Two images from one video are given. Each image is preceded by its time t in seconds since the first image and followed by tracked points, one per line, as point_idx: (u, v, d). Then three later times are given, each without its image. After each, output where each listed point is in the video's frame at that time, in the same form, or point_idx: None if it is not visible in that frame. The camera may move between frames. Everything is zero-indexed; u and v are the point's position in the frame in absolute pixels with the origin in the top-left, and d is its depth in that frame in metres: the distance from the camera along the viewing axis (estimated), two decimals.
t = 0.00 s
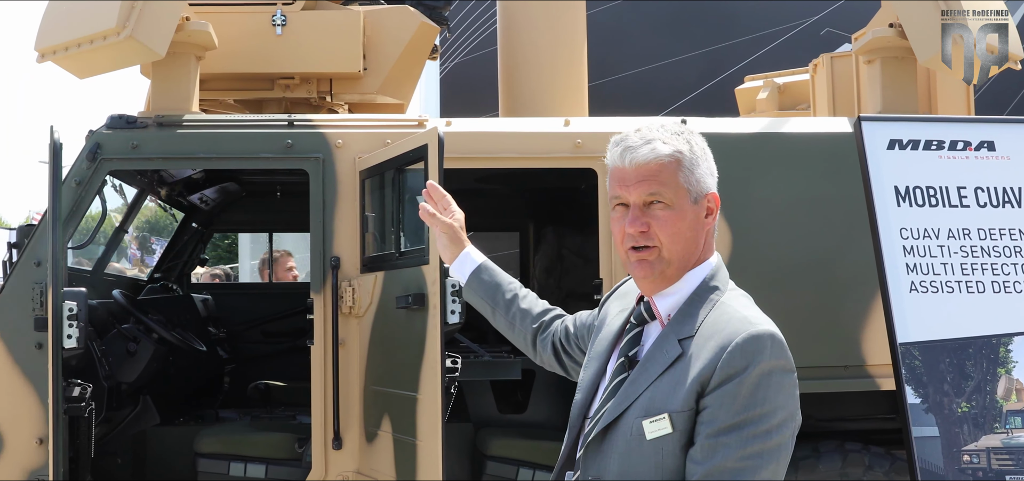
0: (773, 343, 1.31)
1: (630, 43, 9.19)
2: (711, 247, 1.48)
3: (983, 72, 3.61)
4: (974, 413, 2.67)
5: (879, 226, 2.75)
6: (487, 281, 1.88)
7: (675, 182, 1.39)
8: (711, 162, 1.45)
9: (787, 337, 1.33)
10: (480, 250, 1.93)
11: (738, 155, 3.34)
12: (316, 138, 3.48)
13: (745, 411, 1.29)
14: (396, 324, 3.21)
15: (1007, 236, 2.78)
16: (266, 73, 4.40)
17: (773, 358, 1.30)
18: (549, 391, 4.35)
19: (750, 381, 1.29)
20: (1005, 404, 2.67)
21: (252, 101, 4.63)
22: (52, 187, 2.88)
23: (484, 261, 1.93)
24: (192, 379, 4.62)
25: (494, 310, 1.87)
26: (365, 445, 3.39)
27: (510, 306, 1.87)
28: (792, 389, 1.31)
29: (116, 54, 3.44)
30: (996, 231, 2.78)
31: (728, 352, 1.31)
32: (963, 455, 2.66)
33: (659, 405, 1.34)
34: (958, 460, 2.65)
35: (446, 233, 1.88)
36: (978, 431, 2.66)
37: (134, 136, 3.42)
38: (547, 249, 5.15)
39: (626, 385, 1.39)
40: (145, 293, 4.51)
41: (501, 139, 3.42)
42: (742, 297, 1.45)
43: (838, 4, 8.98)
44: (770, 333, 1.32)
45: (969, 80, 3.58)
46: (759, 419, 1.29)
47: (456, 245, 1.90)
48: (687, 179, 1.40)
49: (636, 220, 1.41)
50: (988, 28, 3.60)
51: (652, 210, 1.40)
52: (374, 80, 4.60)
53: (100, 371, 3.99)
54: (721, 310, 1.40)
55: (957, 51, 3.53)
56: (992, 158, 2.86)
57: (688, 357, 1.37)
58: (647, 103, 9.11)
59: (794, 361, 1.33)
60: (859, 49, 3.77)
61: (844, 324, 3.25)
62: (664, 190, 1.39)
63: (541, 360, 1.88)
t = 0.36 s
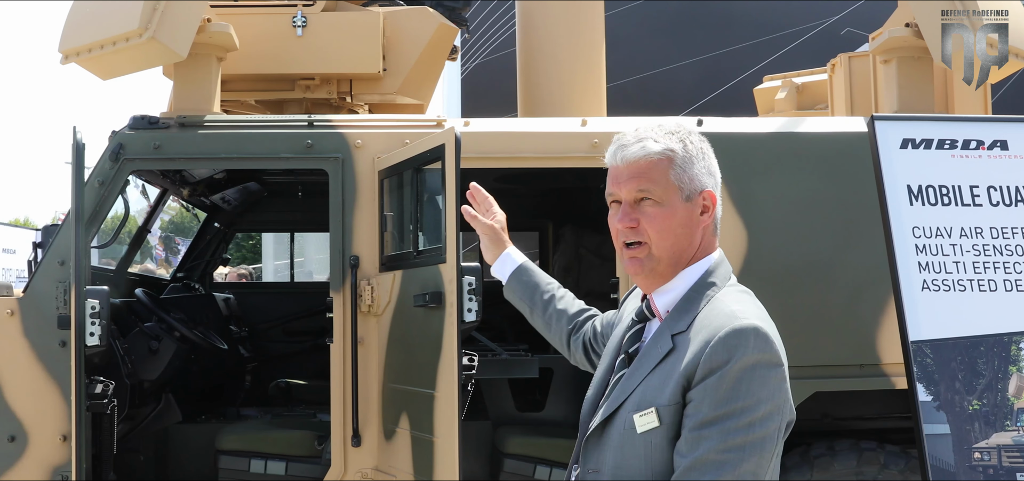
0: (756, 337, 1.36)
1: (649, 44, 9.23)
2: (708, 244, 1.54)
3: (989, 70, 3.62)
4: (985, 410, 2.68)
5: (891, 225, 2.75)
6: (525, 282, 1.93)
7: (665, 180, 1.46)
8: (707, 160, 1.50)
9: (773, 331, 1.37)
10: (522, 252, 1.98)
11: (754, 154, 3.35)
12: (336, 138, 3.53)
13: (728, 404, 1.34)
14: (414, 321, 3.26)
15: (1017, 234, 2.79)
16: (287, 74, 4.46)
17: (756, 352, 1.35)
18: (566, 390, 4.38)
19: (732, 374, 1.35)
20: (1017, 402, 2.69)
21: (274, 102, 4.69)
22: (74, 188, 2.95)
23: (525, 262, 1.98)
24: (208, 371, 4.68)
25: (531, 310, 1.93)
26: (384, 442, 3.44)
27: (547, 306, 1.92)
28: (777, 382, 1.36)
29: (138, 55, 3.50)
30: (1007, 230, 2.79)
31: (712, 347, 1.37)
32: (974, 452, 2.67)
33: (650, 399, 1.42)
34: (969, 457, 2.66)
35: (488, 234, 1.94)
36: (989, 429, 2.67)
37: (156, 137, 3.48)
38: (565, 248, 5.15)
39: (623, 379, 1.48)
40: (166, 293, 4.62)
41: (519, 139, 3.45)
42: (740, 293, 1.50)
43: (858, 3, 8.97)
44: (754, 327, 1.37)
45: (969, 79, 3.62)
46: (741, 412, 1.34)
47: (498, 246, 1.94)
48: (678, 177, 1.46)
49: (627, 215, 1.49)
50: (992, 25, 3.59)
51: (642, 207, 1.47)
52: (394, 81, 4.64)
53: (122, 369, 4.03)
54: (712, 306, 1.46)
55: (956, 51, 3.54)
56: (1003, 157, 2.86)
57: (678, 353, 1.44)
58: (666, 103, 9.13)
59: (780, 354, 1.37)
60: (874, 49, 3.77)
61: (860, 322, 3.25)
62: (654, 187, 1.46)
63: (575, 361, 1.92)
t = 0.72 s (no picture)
0: (754, 333, 1.38)
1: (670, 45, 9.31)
2: (711, 241, 1.57)
3: (990, 69, 3.61)
4: (994, 408, 2.69)
5: (902, 224, 2.76)
6: (542, 269, 2.01)
7: (670, 178, 1.48)
8: (713, 159, 1.52)
9: (770, 327, 1.40)
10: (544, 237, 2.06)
11: (770, 153, 3.36)
12: (354, 138, 3.57)
13: (725, 398, 1.37)
14: (430, 320, 3.29)
15: None
16: (307, 75, 4.51)
17: (753, 347, 1.38)
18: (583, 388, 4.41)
19: (730, 369, 1.37)
20: None
21: (294, 103, 4.74)
22: (96, 187, 3.00)
23: (546, 248, 2.06)
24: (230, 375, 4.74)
25: (547, 296, 2.01)
26: (401, 439, 3.48)
27: (562, 294, 1.99)
28: (774, 377, 1.38)
29: (159, 56, 3.56)
30: (1018, 229, 2.79)
31: (710, 342, 1.40)
32: (984, 449, 2.68)
33: (650, 394, 1.45)
34: (978, 454, 2.67)
35: (510, 222, 2.02)
36: (999, 426, 2.68)
37: (176, 138, 3.54)
38: (582, 247, 5.22)
39: (625, 374, 1.51)
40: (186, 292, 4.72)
41: (535, 139, 3.48)
42: (740, 289, 1.53)
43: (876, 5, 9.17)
44: (752, 323, 1.39)
45: (968, 79, 3.62)
46: (739, 406, 1.36)
47: (519, 233, 2.03)
48: (683, 176, 1.48)
49: (632, 213, 1.51)
50: (992, 25, 3.53)
51: (647, 204, 1.50)
52: (412, 82, 4.69)
53: (143, 367, 4.08)
54: (712, 302, 1.49)
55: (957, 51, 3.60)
56: (1015, 156, 2.85)
57: (678, 348, 1.47)
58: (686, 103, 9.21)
59: (777, 349, 1.39)
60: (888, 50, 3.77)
61: (875, 321, 3.25)
62: (659, 185, 1.48)
63: (587, 349, 1.99)
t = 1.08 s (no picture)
0: (770, 333, 1.41)
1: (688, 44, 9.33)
2: (716, 243, 1.59)
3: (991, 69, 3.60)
4: (1002, 407, 2.70)
5: (910, 224, 2.76)
6: (528, 269, 2.04)
7: (680, 184, 1.50)
8: (718, 163, 1.54)
9: (785, 327, 1.42)
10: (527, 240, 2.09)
11: (784, 153, 3.37)
12: (370, 139, 3.62)
13: (744, 398, 1.39)
14: (445, 318, 3.33)
15: None
16: (324, 76, 4.56)
17: (770, 347, 1.40)
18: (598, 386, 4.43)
19: (748, 369, 1.39)
20: None
21: (312, 103, 4.80)
22: (114, 189, 3.07)
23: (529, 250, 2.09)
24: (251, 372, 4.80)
25: (535, 296, 2.03)
26: (417, 436, 3.51)
27: (550, 293, 2.03)
28: (790, 376, 1.40)
29: (177, 58, 3.62)
30: None
31: (727, 343, 1.42)
32: (991, 447, 2.69)
33: (665, 394, 1.46)
34: (986, 452, 2.68)
35: (492, 222, 2.03)
36: (1007, 424, 2.69)
37: (194, 138, 3.60)
38: (598, 246, 5.25)
39: (636, 375, 1.53)
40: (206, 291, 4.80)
41: (550, 139, 3.51)
42: (748, 288, 1.55)
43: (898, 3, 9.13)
44: (768, 323, 1.41)
45: (969, 79, 3.60)
46: (758, 406, 1.38)
47: (502, 234, 2.04)
48: (692, 181, 1.50)
49: (642, 220, 1.52)
50: (992, 26, 3.56)
51: (657, 210, 1.51)
52: (428, 82, 4.73)
53: (162, 365, 4.10)
54: (724, 302, 1.51)
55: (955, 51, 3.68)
56: None
57: (691, 348, 1.49)
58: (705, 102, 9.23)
59: (792, 349, 1.42)
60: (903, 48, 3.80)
61: (890, 321, 3.25)
62: (669, 191, 1.50)
63: (576, 345, 2.02)
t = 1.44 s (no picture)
0: (777, 334, 1.43)
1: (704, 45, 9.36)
2: (720, 243, 1.62)
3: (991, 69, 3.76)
4: (1008, 405, 2.71)
5: (918, 224, 2.77)
6: (522, 268, 2.08)
7: (688, 189, 1.52)
8: (723, 166, 1.57)
9: (791, 327, 1.45)
10: (518, 242, 2.15)
11: (796, 154, 3.37)
12: (385, 139, 3.66)
13: (752, 397, 1.41)
14: (458, 317, 3.37)
15: None
16: (341, 77, 4.61)
17: (777, 348, 1.42)
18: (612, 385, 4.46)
19: (756, 369, 1.41)
20: None
21: (329, 104, 4.86)
22: (131, 191, 3.13)
23: (521, 251, 2.13)
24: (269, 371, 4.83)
25: (530, 295, 2.06)
26: (431, 434, 3.55)
27: (546, 291, 2.06)
28: (796, 375, 1.43)
29: (194, 60, 3.68)
30: None
31: (734, 343, 1.44)
32: (997, 445, 2.70)
33: (672, 394, 1.49)
34: (992, 450, 2.69)
35: (484, 226, 2.10)
36: (1013, 422, 2.70)
37: (211, 140, 3.65)
38: (614, 246, 5.24)
39: (643, 375, 1.55)
40: (224, 290, 4.87)
41: (564, 139, 3.54)
42: (753, 288, 1.58)
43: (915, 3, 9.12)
44: (775, 324, 1.44)
45: (968, 78, 3.77)
46: (766, 405, 1.41)
47: (494, 237, 2.11)
48: (700, 186, 1.52)
49: (651, 225, 1.55)
50: (992, 25, 3.69)
51: (666, 215, 1.54)
52: (444, 83, 4.77)
53: (179, 363, 4.19)
54: (730, 303, 1.53)
55: (956, 50, 3.82)
56: None
57: (698, 348, 1.51)
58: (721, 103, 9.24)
59: (798, 349, 1.44)
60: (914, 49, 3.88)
61: (902, 320, 3.25)
62: (677, 196, 1.52)
63: (574, 341, 2.07)
